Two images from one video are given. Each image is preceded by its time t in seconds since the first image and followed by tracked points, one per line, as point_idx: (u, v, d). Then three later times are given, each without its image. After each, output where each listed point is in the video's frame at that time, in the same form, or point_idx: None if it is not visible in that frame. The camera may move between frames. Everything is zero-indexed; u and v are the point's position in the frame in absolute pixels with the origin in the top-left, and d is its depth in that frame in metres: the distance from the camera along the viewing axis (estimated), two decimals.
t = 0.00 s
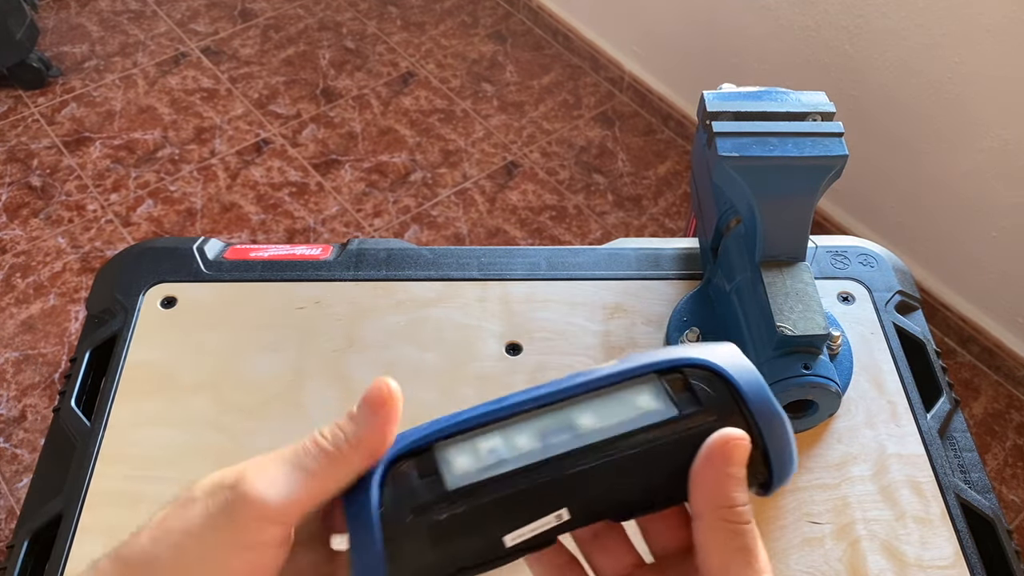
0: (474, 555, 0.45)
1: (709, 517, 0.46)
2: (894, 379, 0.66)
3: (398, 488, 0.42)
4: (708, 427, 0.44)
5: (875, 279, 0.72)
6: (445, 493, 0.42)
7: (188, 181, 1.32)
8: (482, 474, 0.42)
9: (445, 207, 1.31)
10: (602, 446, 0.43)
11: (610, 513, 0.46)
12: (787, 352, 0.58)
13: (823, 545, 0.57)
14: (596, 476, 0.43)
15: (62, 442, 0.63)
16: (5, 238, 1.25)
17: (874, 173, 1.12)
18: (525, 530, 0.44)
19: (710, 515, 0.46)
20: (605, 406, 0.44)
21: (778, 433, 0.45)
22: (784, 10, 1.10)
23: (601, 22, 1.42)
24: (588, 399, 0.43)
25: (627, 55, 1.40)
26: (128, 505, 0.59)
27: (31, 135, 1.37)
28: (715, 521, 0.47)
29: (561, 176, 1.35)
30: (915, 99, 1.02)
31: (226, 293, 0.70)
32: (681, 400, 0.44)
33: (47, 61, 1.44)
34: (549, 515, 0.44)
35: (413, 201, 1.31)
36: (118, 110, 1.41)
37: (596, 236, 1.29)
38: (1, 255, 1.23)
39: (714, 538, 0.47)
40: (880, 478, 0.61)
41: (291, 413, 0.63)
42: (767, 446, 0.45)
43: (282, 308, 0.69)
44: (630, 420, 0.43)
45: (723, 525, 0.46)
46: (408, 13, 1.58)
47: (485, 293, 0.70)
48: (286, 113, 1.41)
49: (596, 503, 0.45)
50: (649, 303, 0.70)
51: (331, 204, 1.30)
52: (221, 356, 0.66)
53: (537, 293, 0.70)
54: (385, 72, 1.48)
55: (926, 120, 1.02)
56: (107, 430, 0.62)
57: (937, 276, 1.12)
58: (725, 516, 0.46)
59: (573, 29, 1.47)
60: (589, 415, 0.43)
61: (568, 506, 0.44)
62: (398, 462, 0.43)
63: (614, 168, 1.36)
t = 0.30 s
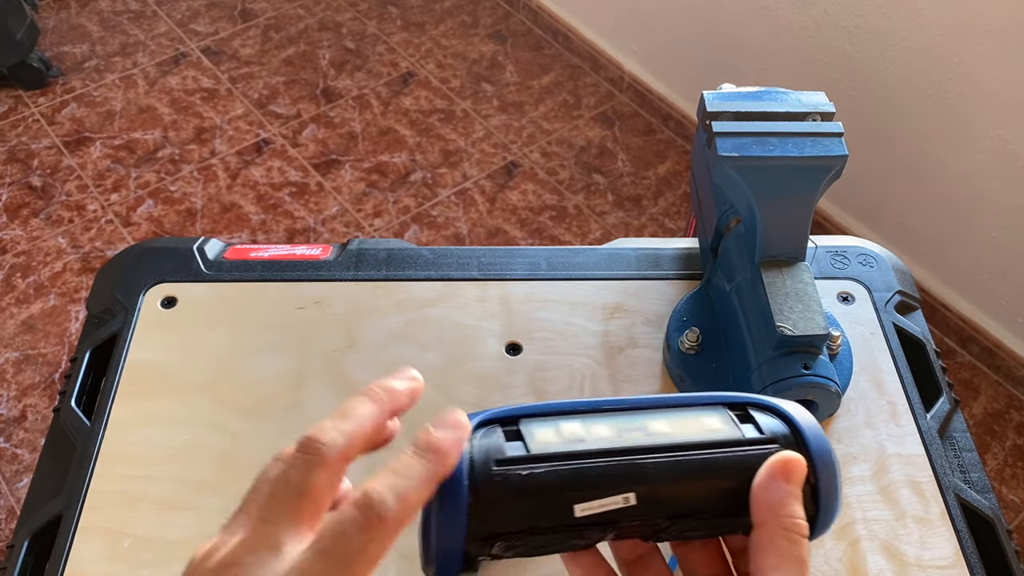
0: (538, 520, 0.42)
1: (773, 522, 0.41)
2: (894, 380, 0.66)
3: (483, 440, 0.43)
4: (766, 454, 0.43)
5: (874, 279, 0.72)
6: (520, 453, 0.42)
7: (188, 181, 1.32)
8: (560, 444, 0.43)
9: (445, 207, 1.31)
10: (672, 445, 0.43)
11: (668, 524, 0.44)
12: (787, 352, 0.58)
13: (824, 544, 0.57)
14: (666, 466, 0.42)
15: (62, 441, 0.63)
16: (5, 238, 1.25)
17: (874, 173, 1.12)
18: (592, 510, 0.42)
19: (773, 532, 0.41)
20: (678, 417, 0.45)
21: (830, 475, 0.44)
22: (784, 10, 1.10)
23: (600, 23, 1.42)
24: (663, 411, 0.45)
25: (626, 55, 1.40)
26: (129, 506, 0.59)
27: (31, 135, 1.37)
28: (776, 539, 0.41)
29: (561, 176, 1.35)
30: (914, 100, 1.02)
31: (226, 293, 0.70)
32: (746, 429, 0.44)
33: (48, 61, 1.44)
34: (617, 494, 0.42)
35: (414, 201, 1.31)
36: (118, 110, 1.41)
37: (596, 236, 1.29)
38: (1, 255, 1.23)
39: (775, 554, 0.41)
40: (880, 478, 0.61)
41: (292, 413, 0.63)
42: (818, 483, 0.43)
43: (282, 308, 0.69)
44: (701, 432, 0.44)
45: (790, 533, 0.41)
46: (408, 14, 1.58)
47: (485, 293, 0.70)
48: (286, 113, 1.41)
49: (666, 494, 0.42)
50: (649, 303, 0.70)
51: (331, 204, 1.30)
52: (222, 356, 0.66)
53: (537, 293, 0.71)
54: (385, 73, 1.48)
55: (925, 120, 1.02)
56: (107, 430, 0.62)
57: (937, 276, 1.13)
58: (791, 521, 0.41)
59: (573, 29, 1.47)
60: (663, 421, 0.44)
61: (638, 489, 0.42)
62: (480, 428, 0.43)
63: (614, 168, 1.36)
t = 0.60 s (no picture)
0: (603, 516, 0.41)
1: (830, 538, 0.41)
2: (894, 380, 0.66)
3: (555, 424, 0.40)
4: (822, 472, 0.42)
5: (874, 279, 0.72)
6: (588, 445, 0.40)
7: (188, 181, 1.32)
8: (628, 438, 0.41)
9: (445, 207, 1.31)
10: (736, 452, 0.42)
11: (714, 533, 0.43)
12: (787, 352, 0.58)
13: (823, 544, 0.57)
14: (733, 474, 0.41)
15: (62, 441, 0.63)
16: (5, 238, 1.25)
17: (875, 173, 1.12)
18: (654, 511, 0.41)
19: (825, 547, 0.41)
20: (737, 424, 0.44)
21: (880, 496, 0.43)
22: (784, 10, 1.10)
23: (600, 23, 1.42)
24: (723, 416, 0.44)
25: (627, 56, 1.40)
26: (129, 506, 0.59)
27: (31, 135, 1.37)
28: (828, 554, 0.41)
29: (561, 176, 1.35)
30: (914, 100, 1.02)
31: (226, 293, 0.70)
32: (804, 445, 0.43)
33: (47, 61, 1.44)
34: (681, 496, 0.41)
35: (414, 201, 1.31)
36: (118, 110, 1.41)
37: (596, 236, 1.29)
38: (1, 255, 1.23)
39: (828, 570, 0.40)
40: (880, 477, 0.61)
41: (291, 413, 0.63)
42: (867, 503, 0.43)
43: (282, 308, 0.69)
44: (763, 443, 0.42)
45: (845, 550, 0.40)
46: (408, 14, 1.58)
47: (485, 293, 0.70)
48: (286, 113, 1.41)
49: (730, 503, 0.41)
50: (649, 303, 0.70)
51: (331, 204, 1.30)
52: (222, 356, 0.66)
53: (537, 293, 0.71)
54: (385, 73, 1.48)
55: (924, 119, 1.02)
56: (107, 430, 0.62)
57: (938, 276, 1.13)
58: (850, 539, 0.41)
59: (573, 29, 1.47)
60: (725, 427, 0.43)
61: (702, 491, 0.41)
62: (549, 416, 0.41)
63: (614, 168, 1.36)
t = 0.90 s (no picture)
0: (573, 477, 0.39)
1: (805, 521, 0.40)
2: (894, 380, 0.66)
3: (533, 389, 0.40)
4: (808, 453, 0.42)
5: (874, 279, 0.72)
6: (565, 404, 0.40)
7: (188, 181, 1.32)
8: (606, 405, 0.40)
9: (445, 207, 1.31)
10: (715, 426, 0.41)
11: (693, 508, 0.41)
12: (787, 352, 0.58)
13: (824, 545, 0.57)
14: (710, 444, 0.40)
15: (62, 441, 0.63)
16: (5, 238, 1.25)
17: (875, 173, 1.12)
18: (627, 472, 0.39)
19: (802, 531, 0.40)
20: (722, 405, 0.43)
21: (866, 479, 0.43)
22: (784, 10, 1.10)
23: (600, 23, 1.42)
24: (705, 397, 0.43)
25: (626, 56, 1.40)
26: (128, 506, 0.59)
27: (31, 135, 1.37)
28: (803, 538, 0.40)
29: (561, 176, 1.35)
30: (914, 100, 1.02)
31: (226, 293, 0.70)
32: (790, 429, 0.43)
33: (47, 61, 1.44)
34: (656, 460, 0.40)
35: (414, 201, 1.31)
36: (118, 110, 1.41)
37: (596, 236, 1.29)
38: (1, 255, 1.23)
39: (802, 552, 0.40)
40: (880, 478, 0.61)
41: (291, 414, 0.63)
42: (854, 488, 0.42)
43: (282, 308, 0.69)
44: (745, 423, 0.42)
45: (820, 532, 0.40)
46: (408, 14, 1.58)
47: (485, 292, 0.70)
48: (286, 113, 1.41)
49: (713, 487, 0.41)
50: (649, 303, 0.70)
51: (331, 204, 1.30)
52: (222, 356, 0.66)
53: (537, 293, 0.71)
54: (385, 73, 1.48)
55: (924, 118, 1.02)
56: (107, 431, 0.62)
57: (938, 276, 1.13)
58: (825, 519, 0.40)
59: (572, 29, 1.47)
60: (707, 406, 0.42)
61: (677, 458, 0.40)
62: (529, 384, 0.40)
63: (614, 168, 1.36)
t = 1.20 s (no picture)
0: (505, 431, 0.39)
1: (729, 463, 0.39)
2: (894, 379, 0.66)
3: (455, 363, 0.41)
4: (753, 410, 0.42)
5: (874, 279, 0.72)
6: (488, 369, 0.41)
7: (188, 181, 1.32)
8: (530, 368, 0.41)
9: (445, 207, 1.31)
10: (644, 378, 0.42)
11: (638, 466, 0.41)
12: (787, 352, 0.58)
13: (823, 545, 0.57)
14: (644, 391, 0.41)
15: (62, 441, 0.63)
16: (5, 238, 1.25)
17: (875, 173, 1.12)
18: (558, 414, 0.40)
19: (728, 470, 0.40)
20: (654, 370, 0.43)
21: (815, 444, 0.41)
22: (784, 10, 1.10)
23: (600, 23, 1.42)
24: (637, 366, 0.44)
25: (627, 55, 1.40)
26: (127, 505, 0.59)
27: (31, 135, 1.37)
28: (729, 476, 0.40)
29: (561, 176, 1.35)
30: (914, 100, 1.02)
31: (227, 294, 0.70)
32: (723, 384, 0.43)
33: (47, 61, 1.44)
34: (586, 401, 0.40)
35: (414, 201, 1.31)
36: (117, 109, 1.41)
37: (596, 236, 1.29)
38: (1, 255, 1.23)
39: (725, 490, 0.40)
40: (880, 478, 0.61)
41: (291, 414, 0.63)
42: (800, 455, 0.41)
43: (283, 308, 0.69)
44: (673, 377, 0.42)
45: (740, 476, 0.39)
46: (408, 14, 1.58)
47: (485, 293, 0.70)
48: (286, 113, 1.41)
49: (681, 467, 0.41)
50: (649, 304, 0.70)
51: (331, 204, 1.30)
52: (222, 357, 0.66)
53: (538, 293, 0.71)
54: (385, 73, 1.48)
55: (923, 118, 1.02)
56: (107, 431, 0.62)
57: (938, 276, 1.13)
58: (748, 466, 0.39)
59: (572, 29, 1.47)
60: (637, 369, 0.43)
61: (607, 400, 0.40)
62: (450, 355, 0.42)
63: (614, 169, 1.36)
